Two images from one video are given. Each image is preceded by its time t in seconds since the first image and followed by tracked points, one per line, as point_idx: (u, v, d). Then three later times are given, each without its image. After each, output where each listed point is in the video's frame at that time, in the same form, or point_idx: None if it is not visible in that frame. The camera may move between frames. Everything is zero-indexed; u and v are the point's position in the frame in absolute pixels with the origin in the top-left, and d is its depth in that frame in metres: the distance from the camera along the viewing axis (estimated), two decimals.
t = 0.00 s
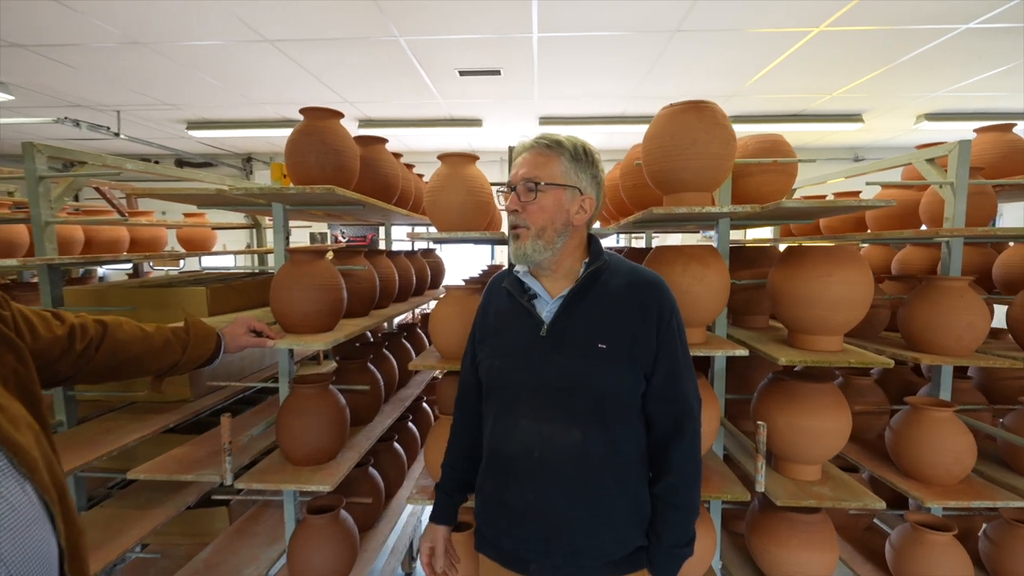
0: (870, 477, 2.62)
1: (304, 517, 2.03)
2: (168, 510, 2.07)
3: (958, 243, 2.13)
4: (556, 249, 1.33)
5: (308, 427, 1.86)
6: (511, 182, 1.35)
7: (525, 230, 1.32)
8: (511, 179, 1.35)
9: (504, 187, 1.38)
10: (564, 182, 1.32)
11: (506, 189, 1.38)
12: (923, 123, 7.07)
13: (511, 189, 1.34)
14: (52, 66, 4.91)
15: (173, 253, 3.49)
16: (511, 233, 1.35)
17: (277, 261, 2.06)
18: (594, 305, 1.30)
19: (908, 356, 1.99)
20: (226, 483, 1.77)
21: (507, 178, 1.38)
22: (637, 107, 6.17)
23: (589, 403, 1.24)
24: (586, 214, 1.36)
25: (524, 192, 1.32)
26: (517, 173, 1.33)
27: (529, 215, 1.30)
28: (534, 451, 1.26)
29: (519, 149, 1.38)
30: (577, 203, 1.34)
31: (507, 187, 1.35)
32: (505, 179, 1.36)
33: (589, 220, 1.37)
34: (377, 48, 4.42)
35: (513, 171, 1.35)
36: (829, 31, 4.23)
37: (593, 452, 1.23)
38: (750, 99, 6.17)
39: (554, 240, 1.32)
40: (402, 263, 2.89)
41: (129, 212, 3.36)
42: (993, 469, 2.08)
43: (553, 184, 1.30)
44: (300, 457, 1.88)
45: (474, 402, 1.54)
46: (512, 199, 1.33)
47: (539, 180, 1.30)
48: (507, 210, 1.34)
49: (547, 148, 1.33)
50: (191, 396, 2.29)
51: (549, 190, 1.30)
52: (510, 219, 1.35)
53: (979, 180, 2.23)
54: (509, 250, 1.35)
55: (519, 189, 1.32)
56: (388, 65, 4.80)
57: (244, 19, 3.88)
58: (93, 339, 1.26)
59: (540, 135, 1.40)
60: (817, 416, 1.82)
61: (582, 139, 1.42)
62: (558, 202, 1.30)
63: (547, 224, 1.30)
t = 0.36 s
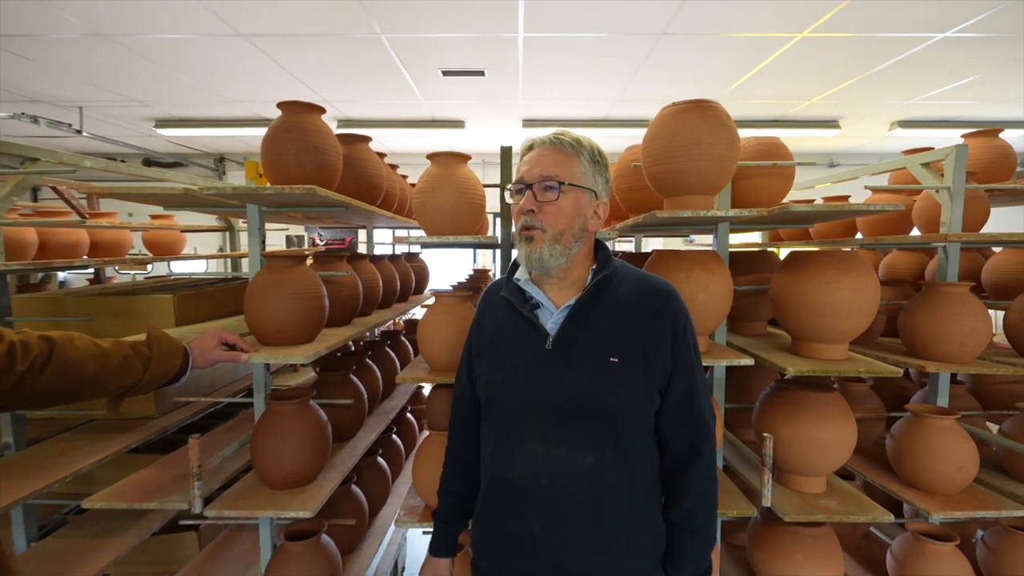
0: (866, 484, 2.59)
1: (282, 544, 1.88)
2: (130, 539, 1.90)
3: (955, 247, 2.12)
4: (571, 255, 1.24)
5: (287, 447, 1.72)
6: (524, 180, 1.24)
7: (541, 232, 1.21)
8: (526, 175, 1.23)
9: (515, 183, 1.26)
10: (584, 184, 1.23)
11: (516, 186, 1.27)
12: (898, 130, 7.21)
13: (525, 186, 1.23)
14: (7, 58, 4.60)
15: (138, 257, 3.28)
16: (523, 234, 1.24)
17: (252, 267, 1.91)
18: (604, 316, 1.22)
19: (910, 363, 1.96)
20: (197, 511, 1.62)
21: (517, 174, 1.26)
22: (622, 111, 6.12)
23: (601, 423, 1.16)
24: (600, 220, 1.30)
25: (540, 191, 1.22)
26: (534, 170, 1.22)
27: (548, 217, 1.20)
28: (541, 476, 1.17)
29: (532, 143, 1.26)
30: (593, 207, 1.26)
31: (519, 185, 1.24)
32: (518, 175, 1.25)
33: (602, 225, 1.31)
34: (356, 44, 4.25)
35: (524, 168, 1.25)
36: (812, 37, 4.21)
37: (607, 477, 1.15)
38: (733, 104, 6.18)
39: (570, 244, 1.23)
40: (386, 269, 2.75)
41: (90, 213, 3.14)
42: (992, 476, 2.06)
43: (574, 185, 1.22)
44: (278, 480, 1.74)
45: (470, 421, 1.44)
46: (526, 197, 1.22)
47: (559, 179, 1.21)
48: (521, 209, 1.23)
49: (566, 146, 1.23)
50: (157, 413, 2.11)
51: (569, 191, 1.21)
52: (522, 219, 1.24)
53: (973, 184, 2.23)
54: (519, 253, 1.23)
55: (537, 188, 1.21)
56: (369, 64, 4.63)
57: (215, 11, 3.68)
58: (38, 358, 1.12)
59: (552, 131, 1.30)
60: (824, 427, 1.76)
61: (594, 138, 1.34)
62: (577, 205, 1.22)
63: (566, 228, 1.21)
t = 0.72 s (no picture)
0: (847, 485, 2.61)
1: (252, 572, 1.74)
2: (80, 572, 1.73)
3: (935, 251, 2.16)
4: (574, 263, 1.18)
5: (259, 467, 1.60)
6: (521, 183, 1.16)
7: (542, 241, 1.14)
8: (524, 179, 1.15)
9: (512, 187, 1.17)
10: (586, 188, 1.17)
11: (511, 190, 1.18)
12: (862, 138, 7.44)
13: (524, 191, 1.15)
14: None
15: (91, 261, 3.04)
16: (523, 243, 1.16)
17: (219, 272, 1.77)
18: (604, 324, 1.15)
19: (896, 366, 1.97)
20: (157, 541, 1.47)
21: (513, 176, 1.18)
22: (598, 114, 6.09)
23: (604, 439, 1.09)
24: (600, 224, 1.24)
25: (540, 197, 1.14)
26: (534, 174, 1.14)
27: (551, 225, 1.14)
28: (541, 498, 1.10)
29: (528, 144, 1.18)
30: (595, 211, 1.20)
31: (517, 189, 1.16)
32: (516, 178, 1.16)
33: (602, 230, 1.25)
34: (323, 40, 4.03)
35: (520, 170, 1.16)
36: (786, 44, 4.13)
37: (610, 496, 1.08)
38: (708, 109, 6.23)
39: (572, 252, 1.17)
40: (363, 273, 2.63)
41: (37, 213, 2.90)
42: (974, 477, 2.09)
43: (577, 190, 1.15)
44: (249, 504, 1.61)
45: (460, 437, 1.35)
46: (526, 203, 1.15)
47: (560, 184, 1.14)
48: (519, 216, 1.15)
49: (566, 147, 1.16)
50: (112, 431, 1.94)
51: (571, 196, 1.14)
52: (521, 227, 1.16)
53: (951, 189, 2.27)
54: (519, 264, 1.15)
55: (538, 194, 1.14)
56: (339, 59, 4.43)
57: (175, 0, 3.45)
58: None
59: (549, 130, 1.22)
60: (818, 433, 1.75)
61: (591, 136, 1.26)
62: (579, 211, 1.16)
63: (568, 236, 1.15)
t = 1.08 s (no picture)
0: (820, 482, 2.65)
1: None
2: None
3: (904, 254, 2.23)
4: (571, 268, 1.17)
5: (227, 485, 1.48)
6: (519, 183, 1.14)
7: (541, 244, 1.14)
8: (522, 178, 1.13)
9: (510, 185, 1.15)
10: (584, 188, 1.17)
11: (507, 188, 1.16)
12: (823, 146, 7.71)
13: (523, 190, 1.13)
14: None
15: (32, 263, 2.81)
16: (521, 246, 1.14)
17: (181, 276, 1.64)
18: (600, 328, 1.11)
19: (870, 366, 2.02)
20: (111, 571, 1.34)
21: (510, 175, 1.15)
22: (572, 118, 6.07)
23: (604, 448, 1.05)
24: (593, 225, 1.25)
25: (539, 198, 1.13)
26: (533, 173, 1.13)
27: (550, 228, 1.13)
28: (539, 512, 1.05)
29: (526, 140, 1.16)
30: (590, 213, 1.21)
31: (516, 188, 1.14)
32: (514, 176, 1.14)
33: (595, 232, 1.25)
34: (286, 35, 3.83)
35: (518, 168, 1.14)
36: (755, 53, 4.19)
37: (610, 508, 1.04)
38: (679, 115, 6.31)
39: (569, 255, 1.16)
40: (336, 277, 2.52)
41: None
42: (942, 471, 2.16)
43: (576, 191, 1.15)
44: (216, 525, 1.49)
45: (446, 447, 1.29)
46: (525, 204, 1.13)
47: (560, 185, 1.13)
48: (518, 218, 1.14)
49: (567, 145, 1.15)
50: (58, 450, 1.79)
51: (570, 198, 1.14)
52: (519, 229, 1.14)
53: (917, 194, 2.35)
54: (517, 268, 1.14)
55: (537, 194, 1.13)
56: (304, 55, 4.22)
57: None
58: None
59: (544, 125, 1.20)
60: (800, 434, 1.76)
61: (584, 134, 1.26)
62: (577, 213, 1.16)
63: (566, 239, 1.15)
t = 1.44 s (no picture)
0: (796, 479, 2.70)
1: None
2: None
3: (875, 255, 2.29)
4: (567, 272, 1.15)
5: (196, 503, 1.39)
6: (515, 184, 1.11)
7: (538, 248, 1.11)
8: (517, 178, 1.10)
9: (504, 186, 1.12)
10: (582, 188, 1.14)
11: (502, 187, 1.12)
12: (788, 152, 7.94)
13: (518, 191, 1.10)
14: None
15: None
16: (514, 250, 1.11)
17: (143, 278, 1.53)
18: (597, 333, 1.08)
19: (847, 364, 2.06)
20: None
21: (505, 175, 1.12)
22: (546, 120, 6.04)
23: (604, 457, 1.01)
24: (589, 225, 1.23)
25: (535, 200, 1.10)
26: (529, 172, 1.09)
27: (546, 231, 1.10)
28: (535, 528, 1.00)
29: (521, 136, 1.12)
30: (587, 213, 1.18)
31: (511, 190, 1.11)
32: (508, 177, 1.11)
33: (591, 231, 1.23)
34: (252, 28, 3.63)
35: (513, 169, 1.11)
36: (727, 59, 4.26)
37: (610, 519, 1.00)
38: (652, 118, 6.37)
39: (566, 259, 1.14)
40: (310, 279, 2.42)
41: None
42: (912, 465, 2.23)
43: (574, 191, 1.12)
44: (182, 547, 1.39)
45: (432, 459, 1.23)
46: (521, 207, 1.10)
47: (557, 185, 1.10)
48: (513, 221, 1.11)
49: (564, 142, 1.11)
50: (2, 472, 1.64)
51: (568, 200, 1.11)
52: (513, 232, 1.12)
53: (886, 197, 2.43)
54: (512, 273, 1.11)
55: (533, 195, 1.10)
56: (271, 51, 4.03)
57: None
58: None
59: (541, 119, 1.17)
60: (784, 432, 1.78)
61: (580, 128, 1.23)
62: (574, 214, 1.13)
63: (563, 243, 1.12)
